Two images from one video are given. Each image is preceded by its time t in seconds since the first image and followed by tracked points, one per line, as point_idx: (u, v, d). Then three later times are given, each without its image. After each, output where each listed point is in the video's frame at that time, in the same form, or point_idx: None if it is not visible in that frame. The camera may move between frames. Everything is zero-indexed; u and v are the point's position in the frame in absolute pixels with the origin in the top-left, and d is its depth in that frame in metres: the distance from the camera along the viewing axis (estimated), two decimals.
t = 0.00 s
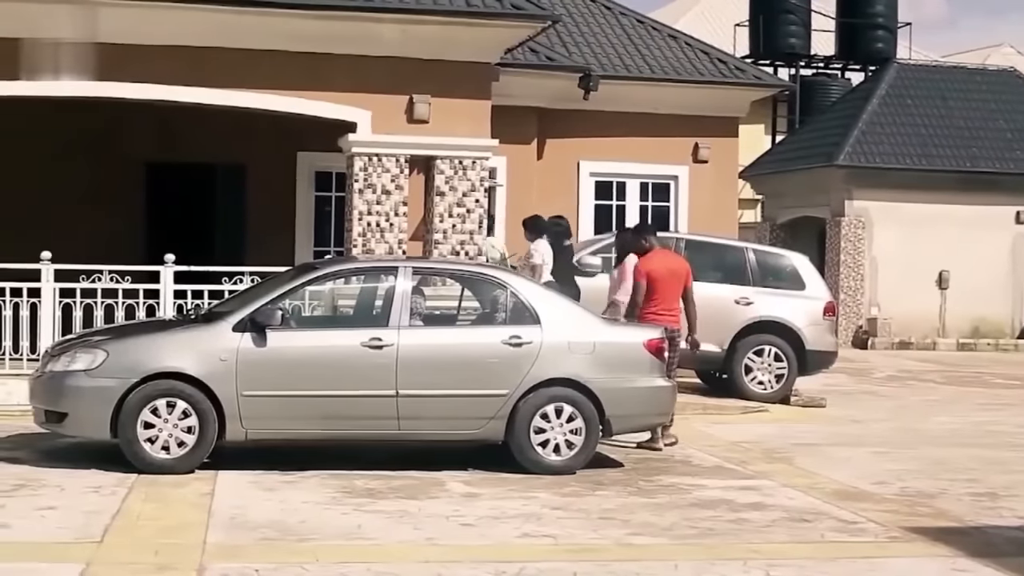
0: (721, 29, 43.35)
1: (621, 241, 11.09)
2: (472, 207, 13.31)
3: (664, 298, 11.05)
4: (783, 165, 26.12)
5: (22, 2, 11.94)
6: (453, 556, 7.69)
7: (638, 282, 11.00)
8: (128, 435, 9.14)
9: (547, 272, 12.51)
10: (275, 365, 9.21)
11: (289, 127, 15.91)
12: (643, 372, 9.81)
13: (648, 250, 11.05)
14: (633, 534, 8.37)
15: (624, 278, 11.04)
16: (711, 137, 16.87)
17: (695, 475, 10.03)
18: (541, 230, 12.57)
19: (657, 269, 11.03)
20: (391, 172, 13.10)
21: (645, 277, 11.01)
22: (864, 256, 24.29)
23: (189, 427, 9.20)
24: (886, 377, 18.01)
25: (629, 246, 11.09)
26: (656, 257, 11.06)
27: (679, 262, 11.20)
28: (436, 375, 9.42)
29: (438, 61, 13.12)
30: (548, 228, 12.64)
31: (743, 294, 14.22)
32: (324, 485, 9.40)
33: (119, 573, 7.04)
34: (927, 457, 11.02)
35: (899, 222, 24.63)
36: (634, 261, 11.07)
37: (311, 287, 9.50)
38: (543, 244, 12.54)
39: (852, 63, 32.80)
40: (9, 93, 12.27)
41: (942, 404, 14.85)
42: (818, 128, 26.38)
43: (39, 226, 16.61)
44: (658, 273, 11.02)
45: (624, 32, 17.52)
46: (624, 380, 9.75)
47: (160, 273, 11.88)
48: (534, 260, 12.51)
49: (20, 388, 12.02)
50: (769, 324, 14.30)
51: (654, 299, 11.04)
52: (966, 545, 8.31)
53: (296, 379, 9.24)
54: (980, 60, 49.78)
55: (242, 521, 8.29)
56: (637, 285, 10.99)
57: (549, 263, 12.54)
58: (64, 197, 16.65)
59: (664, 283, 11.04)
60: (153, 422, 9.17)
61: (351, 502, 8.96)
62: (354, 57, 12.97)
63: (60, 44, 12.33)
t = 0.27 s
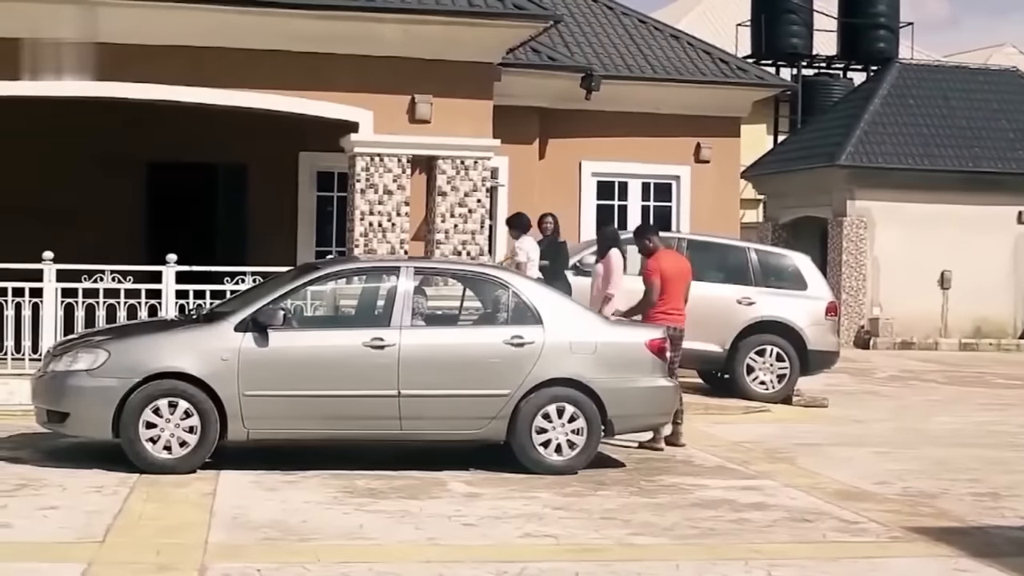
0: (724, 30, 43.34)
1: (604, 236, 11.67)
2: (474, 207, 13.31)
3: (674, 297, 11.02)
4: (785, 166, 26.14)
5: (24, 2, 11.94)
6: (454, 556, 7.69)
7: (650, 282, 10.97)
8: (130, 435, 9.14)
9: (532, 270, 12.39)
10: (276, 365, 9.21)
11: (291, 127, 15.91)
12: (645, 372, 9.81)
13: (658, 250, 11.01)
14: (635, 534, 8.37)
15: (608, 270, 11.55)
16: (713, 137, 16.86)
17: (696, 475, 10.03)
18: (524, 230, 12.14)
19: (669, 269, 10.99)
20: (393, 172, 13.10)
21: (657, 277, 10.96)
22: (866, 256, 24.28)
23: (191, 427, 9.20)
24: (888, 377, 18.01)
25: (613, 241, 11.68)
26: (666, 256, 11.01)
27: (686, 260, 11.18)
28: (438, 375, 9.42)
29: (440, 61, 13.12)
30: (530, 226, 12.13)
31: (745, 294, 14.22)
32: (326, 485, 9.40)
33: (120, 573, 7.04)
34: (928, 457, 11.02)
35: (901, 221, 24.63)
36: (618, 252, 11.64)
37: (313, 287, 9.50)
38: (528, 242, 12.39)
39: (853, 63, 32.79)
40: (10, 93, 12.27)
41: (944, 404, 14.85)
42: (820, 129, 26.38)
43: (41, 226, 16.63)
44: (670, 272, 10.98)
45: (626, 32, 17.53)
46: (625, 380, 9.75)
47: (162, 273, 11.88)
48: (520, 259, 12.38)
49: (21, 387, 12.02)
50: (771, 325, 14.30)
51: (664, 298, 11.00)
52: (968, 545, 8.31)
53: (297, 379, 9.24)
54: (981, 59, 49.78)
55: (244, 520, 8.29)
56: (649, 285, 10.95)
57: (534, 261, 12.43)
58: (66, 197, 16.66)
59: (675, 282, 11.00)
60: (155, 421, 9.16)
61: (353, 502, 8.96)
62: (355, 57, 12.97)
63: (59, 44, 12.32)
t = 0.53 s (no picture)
0: (725, 30, 43.34)
1: (587, 236, 11.94)
2: (475, 207, 13.31)
3: (680, 297, 10.98)
4: (786, 165, 26.14)
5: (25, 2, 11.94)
6: (455, 556, 7.68)
7: (656, 281, 10.88)
8: (131, 435, 9.14)
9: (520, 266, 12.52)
10: (277, 365, 9.21)
11: (293, 127, 15.91)
12: (646, 372, 9.81)
13: (663, 250, 11.01)
14: (636, 534, 8.37)
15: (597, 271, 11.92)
16: (714, 137, 16.86)
17: (697, 475, 10.03)
18: (512, 228, 12.54)
19: (677, 268, 10.94)
20: (394, 172, 13.10)
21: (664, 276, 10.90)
22: (868, 256, 24.27)
23: (192, 426, 9.20)
24: (889, 377, 18.02)
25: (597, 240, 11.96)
26: (672, 256, 10.99)
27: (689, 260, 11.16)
28: (439, 376, 9.42)
29: (441, 61, 13.12)
30: (518, 225, 12.56)
31: (747, 294, 14.22)
32: (327, 485, 9.40)
33: (122, 573, 7.04)
34: (930, 457, 11.02)
35: (903, 221, 24.62)
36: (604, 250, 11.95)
37: (314, 287, 9.49)
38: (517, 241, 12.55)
39: (855, 63, 32.79)
40: (10, 93, 12.29)
41: (945, 404, 14.85)
42: (821, 129, 26.38)
43: (42, 226, 16.65)
44: (677, 271, 10.93)
45: (627, 32, 17.53)
46: (626, 380, 9.75)
47: (164, 273, 11.88)
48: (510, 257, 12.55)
49: (23, 387, 12.02)
50: (772, 325, 14.31)
51: (671, 297, 10.95)
52: (969, 545, 8.30)
53: (299, 379, 9.24)
54: (983, 59, 49.77)
55: (246, 520, 8.29)
56: (655, 284, 10.89)
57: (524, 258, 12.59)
58: (68, 197, 16.67)
59: (682, 281, 10.96)
60: (156, 421, 9.16)
61: (354, 502, 8.96)
62: (356, 57, 12.97)
63: (59, 44, 12.32)
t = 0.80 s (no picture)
0: (725, 30, 43.35)
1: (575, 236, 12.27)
2: (475, 207, 13.31)
3: (682, 297, 10.96)
4: (786, 165, 26.14)
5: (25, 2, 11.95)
6: (456, 556, 7.68)
7: (657, 280, 10.87)
8: (132, 435, 9.14)
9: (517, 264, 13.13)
10: (277, 365, 9.21)
11: (293, 127, 15.91)
12: (646, 372, 9.81)
13: (666, 250, 11.00)
14: (637, 534, 8.37)
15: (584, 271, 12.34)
16: (715, 137, 16.86)
17: (698, 475, 10.03)
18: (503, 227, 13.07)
19: (679, 268, 10.94)
20: (394, 172, 13.11)
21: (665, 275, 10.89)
22: (868, 256, 24.27)
23: (193, 427, 9.20)
24: (890, 377, 18.02)
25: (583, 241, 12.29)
26: (674, 256, 10.99)
27: (691, 261, 11.16)
28: (439, 376, 9.42)
29: (441, 61, 13.12)
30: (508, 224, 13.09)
31: (747, 294, 14.22)
32: (328, 485, 9.40)
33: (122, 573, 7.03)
34: (930, 457, 11.02)
35: (903, 221, 24.62)
36: (589, 250, 12.33)
37: (314, 287, 9.49)
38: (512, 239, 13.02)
39: (855, 62, 32.79)
40: (10, 94, 12.29)
41: (945, 403, 14.85)
42: (821, 129, 26.37)
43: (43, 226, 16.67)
44: (678, 270, 10.93)
45: (627, 32, 17.53)
46: (626, 380, 9.75)
47: (164, 273, 11.88)
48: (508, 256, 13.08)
49: (23, 387, 12.02)
50: (772, 325, 14.30)
51: (673, 297, 10.93)
52: (970, 545, 8.30)
53: (299, 379, 9.24)
54: (983, 59, 49.77)
55: (246, 520, 8.29)
56: (656, 283, 10.87)
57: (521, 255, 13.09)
58: (68, 197, 16.69)
59: (684, 281, 10.95)
60: (156, 421, 9.16)
61: (355, 502, 8.96)
62: (357, 56, 12.97)
63: (60, 44, 12.32)
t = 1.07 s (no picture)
0: (726, 30, 43.36)
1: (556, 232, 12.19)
2: (476, 207, 13.31)
3: (688, 296, 10.95)
4: (786, 165, 26.15)
5: (26, 2, 11.95)
6: (456, 556, 7.68)
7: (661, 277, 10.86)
8: (132, 435, 9.14)
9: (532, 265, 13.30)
10: (278, 365, 9.21)
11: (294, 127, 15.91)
12: (646, 372, 9.81)
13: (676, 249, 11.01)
14: (637, 534, 8.36)
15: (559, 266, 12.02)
16: (715, 137, 16.86)
17: (698, 474, 10.03)
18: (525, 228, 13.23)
19: (686, 267, 10.95)
20: (395, 172, 13.10)
21: (671, 274, 10.88)
22: (869, 256, 24.27)
23: (193, 426, 9.20)
24: (890, 377, 18.02)
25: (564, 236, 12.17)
26: (683, 255, 10.99)
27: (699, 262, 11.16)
28: (440, 376, 9.42)
29: (442, 61, 13.13)
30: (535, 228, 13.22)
31: (748, 294, 14.22)
32: (328, 485, 9.40)
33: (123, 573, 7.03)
34: (931, 457, 11.02)
35: (904, 221, 24.61)
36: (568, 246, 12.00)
37: (314, 287, 9.49)
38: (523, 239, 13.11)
39: (855, 62, 32.79)
40: (11, 93, 12.29)
41: (946, 403, 14.84)
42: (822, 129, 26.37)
43: (44, 226, 16.68)
44: (685, 270, 10.93)
45: (628, 31, 17.54)
46: (626, 380, 9.75)
47: (165, 273, 11.89)
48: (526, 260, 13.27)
49: (24, 387, 12.02)
50: (773, 324, 14.29)
51: (678, 296, 10.93)
52: (971, 545, 8.29)
53: (299, 379, 9.24)
54: (984, 60, 49.77)
55: (246, 520, 8.28)
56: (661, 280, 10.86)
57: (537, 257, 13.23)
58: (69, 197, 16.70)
59: (690, 281, 10.95)
60: (157, 421, 9.16)
61: (355, 502, 8.97)
62: (357, 57, 12.98)
63: (61, 43, 12.33)
